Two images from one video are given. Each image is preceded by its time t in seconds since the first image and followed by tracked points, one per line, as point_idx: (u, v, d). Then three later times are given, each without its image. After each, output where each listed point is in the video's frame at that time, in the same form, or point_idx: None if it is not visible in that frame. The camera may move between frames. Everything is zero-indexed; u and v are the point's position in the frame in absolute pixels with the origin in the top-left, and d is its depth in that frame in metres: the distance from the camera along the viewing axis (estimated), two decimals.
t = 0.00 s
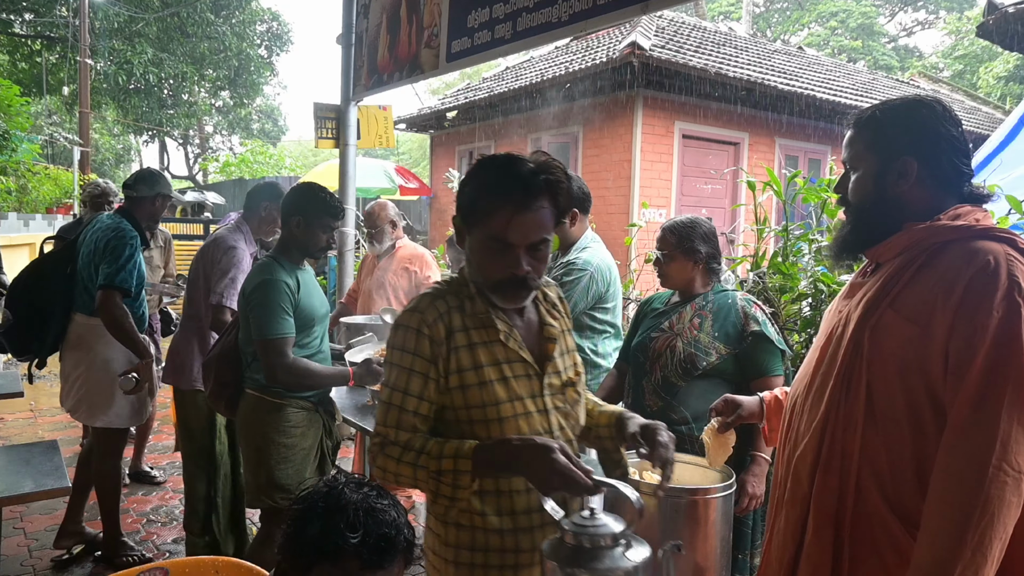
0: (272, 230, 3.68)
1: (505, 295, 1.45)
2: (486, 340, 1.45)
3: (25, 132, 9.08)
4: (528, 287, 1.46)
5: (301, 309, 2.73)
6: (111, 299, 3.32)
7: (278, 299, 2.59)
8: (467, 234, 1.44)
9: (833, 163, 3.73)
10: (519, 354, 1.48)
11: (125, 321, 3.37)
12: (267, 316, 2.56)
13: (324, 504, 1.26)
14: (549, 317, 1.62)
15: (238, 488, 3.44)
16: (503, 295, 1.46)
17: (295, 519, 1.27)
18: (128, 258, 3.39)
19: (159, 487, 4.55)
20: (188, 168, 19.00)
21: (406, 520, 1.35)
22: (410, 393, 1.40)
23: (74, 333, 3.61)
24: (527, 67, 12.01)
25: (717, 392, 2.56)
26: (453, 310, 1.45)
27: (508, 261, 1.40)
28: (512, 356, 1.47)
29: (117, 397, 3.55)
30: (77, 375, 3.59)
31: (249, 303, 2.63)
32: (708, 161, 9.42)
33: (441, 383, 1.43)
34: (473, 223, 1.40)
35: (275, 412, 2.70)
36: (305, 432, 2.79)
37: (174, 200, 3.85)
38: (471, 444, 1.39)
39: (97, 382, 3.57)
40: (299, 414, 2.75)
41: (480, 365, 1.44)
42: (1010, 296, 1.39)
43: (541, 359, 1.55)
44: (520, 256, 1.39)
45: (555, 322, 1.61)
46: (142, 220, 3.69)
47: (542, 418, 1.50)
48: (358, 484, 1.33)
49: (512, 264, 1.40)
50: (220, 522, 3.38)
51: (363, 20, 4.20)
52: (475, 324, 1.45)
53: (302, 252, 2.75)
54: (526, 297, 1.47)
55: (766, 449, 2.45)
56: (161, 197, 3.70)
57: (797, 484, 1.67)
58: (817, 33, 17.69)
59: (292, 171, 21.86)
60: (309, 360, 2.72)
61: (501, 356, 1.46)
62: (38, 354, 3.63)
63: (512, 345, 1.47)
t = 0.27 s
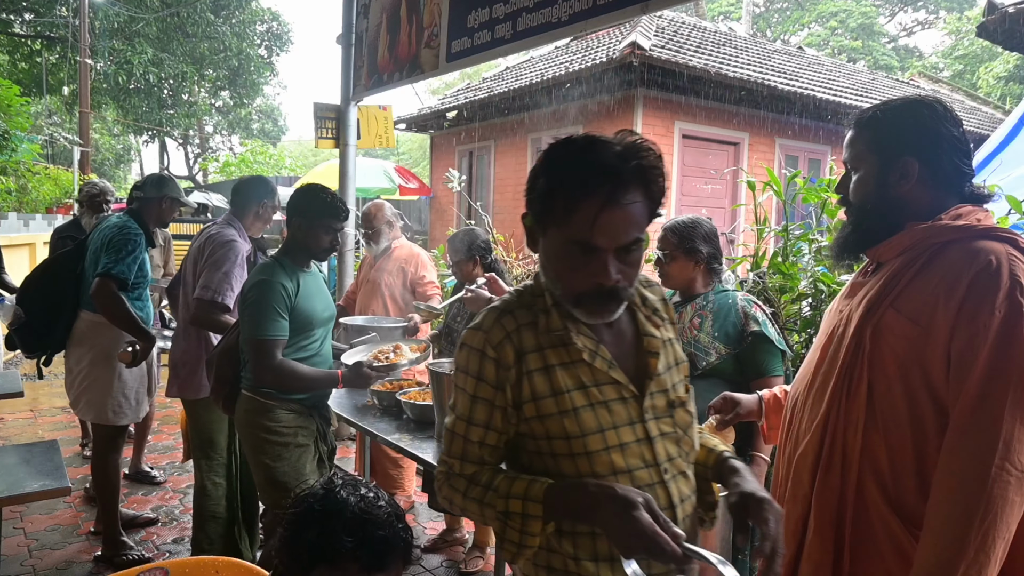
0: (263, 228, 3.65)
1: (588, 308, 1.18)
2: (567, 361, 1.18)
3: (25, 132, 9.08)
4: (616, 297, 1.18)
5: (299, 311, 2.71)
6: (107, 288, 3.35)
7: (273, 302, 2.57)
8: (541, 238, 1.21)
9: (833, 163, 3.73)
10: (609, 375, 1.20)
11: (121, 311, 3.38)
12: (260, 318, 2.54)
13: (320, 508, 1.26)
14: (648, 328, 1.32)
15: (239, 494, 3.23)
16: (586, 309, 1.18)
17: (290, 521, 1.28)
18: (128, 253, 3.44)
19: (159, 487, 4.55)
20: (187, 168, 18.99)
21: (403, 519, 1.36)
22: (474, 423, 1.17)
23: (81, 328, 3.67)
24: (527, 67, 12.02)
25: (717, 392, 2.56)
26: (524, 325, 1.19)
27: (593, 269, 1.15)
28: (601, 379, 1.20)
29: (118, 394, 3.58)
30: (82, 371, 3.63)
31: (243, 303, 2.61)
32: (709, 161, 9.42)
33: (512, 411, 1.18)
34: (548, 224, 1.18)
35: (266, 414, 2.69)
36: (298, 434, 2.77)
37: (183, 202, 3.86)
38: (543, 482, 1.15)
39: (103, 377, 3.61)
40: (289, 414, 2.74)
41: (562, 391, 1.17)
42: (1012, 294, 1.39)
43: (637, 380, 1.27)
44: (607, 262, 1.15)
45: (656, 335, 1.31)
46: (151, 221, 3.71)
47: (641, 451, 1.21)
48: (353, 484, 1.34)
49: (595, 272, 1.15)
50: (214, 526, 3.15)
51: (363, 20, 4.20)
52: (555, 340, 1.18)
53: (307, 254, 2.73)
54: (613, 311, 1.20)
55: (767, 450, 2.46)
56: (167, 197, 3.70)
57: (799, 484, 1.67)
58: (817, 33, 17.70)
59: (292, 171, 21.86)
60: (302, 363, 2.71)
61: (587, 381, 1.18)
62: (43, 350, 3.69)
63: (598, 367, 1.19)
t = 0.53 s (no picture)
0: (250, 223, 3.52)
1: (690, 332, 1.00)
2: (653, 394, 1.01)
3: (25, 132, 9.08)
4: (727, 320, 0.99)
5: (298, 319, 2.54)
6: (97, 287, 3.39)
7: (264, 308, 2.40)
8: (636, 245, 1.05)
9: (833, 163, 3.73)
10: (715, 417, 1.01)
11: (109, 309, 3.40)
12: (251, 325, 2.39)
13: (329, 511, 1.32)
14: (767, 361, 1.10)
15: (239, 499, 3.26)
16: (689, 334, 1.00)
17: (299, 523, 1.33)
18: (121, 251, 3.45)
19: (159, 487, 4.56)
20: (187, 168, 19.00)
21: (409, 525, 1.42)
22: (546, 448, 1.07)
23: (86, 327, 3.76)
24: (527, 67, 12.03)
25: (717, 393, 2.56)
26: (605, 347, 1.05)
27: (695, 285, 0.98)
28: (696, 420, 1.01)
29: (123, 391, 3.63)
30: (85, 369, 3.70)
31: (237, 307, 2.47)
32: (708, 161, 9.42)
33: (587, 443, 1.06)
34: (643, 228, 1.02)
35: (262, 424, 2.56)
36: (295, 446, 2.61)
37: (180, 199, 3.84)
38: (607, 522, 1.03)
39: (102, 374, 3.66)
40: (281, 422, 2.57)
41: (653, 427, 1.01)
42: (1009, 295, 1.43)
43: (743, 423, 1.07)
44: (715, 276, 0.97)
45: (774, 369, 1.09)
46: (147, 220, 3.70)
47: (745, 509, 1.01)
48: (362, 490, 1.40)
49: (698, 289, 0.98)
50: (216, 530, 3.15)
51: (363, 20, 4.20)
52: (644, 369, 1.03)
53: (310, 259, 2.59)
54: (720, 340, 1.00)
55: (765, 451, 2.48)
56: (159, 194, 3.69)
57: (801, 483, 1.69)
58: (817, 33, 17.70)
59: (292, 171, 21.87)
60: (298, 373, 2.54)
61: (684, 416, 1.01)
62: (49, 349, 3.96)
63: (695, 404, 1.00)
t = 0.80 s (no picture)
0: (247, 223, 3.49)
1: (883, 382, 0.81)
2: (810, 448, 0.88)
3: (25, 132, 9.08)
4: (942, 370, 0.78)
5: (292, 323, 2.47)
6: (88, 290, 3.41)
7: (255, 311, 2.34)
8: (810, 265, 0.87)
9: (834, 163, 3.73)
10: (906, 487, 0.83)
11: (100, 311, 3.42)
12: (242, 329, 2.32)
13: (325, 511, 1.33)
14: (983, 417, 0.88)
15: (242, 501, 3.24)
16: (883, 387, 0.81)
17: (293, 524, 1.34)
18: (109, 253, 3.48)
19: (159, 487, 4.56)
20: (187, 168, 18.99)
21: (406, 525, 1.42)
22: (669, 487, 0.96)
23: (84, 327, 3.80)
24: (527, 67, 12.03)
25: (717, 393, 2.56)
26: (753, 389, 0.93)
27: (897, 317, 0.78)
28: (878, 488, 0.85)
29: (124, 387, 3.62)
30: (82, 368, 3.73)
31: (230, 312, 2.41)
32: (708, 161, 9.42)
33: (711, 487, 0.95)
34: (831, 247, 0.84)
35: (262, 436, 2.50)
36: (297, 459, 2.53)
37: (174, 197, 3.82)
38: None
39: (99, 372, 3.66)
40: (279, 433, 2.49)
41: (817, 491, 0.88)
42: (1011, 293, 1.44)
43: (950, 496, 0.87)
44: (926, 309, 0.78)
45: (994, 429, 0.87)
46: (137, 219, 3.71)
47: None
48: (357, 492, 1.41)
49: (901, 326, 0.78)
50: (217, 531, 3.13)
51: (362, 20, 4.20)
52: (805, 421, 0.89)
53: (304, 257, 2.54)
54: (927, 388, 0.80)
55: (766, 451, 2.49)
56: (146, 192, 3.68)
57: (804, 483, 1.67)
58: (817, 33, 17.71)
59: (292, 171, 21.87)
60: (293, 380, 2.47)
61: (846, 485, 0.86)
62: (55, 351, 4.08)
63: (875, 468, 0.85)
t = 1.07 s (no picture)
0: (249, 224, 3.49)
1: None
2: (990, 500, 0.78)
3: (24, 132, 9.07)
4: None
5: (298, 324, 2.41)
6: (79, 290, 3.42)
7: (260, 311, 2.28)
8: None
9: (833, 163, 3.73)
10: None
11: (89, 311, 3.41)
12: (248, 331, 2.26)
13: (315, 517, 1.32)
14: None
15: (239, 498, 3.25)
16: None
17: (284, 531, 1.34)
18: (101, 254, 3.48)
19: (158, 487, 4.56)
20: (187, 168, 18.98)
21: (398, 526, 1.41)
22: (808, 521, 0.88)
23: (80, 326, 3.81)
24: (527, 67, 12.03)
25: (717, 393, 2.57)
26: (915, 416, 0.84)
27: None
28: None
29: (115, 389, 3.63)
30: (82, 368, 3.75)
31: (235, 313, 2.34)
32: (709, 161, 9.42)
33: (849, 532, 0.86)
34: None
35: (267, 441, 2.45)
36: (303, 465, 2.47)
37: (168, 196, 3.76)
38: None
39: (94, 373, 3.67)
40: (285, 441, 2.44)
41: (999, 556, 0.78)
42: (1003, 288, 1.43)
43: None
44: None
45: None
46: (131, 218, 3.69)
47: None
48: (348, 494, 1.40)
49: None
50: (214, 528, 3.14)
51: (362, 20, 4.20)
52: (994, 465, 0.79)
53: (310, 256, 2.49)
54: None
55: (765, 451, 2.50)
56: (136, 191, 3.64)
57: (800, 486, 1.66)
58: (817, 33, 17.70)
59: (292, 171, 21.86)
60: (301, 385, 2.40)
61: None
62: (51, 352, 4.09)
63: None
